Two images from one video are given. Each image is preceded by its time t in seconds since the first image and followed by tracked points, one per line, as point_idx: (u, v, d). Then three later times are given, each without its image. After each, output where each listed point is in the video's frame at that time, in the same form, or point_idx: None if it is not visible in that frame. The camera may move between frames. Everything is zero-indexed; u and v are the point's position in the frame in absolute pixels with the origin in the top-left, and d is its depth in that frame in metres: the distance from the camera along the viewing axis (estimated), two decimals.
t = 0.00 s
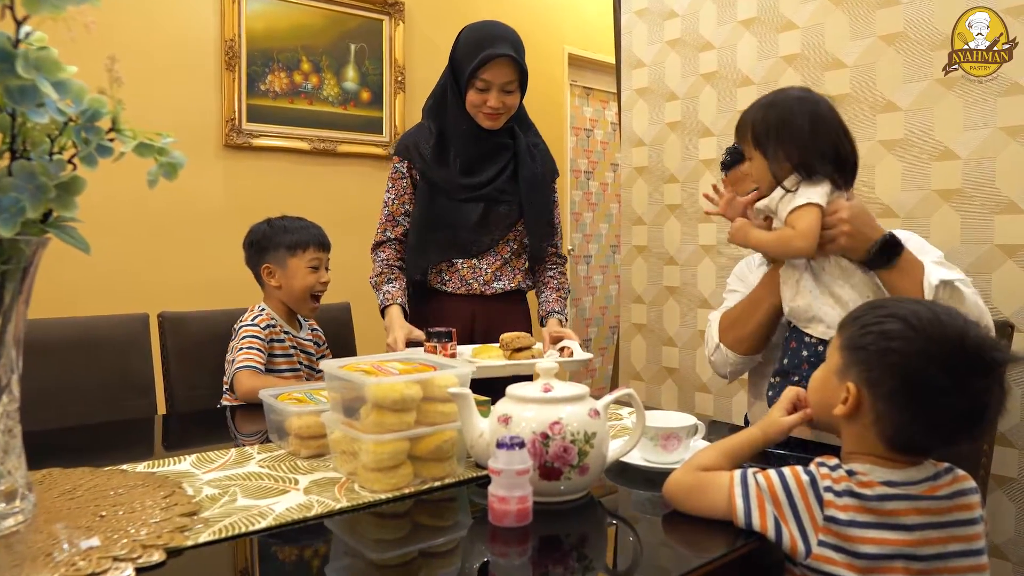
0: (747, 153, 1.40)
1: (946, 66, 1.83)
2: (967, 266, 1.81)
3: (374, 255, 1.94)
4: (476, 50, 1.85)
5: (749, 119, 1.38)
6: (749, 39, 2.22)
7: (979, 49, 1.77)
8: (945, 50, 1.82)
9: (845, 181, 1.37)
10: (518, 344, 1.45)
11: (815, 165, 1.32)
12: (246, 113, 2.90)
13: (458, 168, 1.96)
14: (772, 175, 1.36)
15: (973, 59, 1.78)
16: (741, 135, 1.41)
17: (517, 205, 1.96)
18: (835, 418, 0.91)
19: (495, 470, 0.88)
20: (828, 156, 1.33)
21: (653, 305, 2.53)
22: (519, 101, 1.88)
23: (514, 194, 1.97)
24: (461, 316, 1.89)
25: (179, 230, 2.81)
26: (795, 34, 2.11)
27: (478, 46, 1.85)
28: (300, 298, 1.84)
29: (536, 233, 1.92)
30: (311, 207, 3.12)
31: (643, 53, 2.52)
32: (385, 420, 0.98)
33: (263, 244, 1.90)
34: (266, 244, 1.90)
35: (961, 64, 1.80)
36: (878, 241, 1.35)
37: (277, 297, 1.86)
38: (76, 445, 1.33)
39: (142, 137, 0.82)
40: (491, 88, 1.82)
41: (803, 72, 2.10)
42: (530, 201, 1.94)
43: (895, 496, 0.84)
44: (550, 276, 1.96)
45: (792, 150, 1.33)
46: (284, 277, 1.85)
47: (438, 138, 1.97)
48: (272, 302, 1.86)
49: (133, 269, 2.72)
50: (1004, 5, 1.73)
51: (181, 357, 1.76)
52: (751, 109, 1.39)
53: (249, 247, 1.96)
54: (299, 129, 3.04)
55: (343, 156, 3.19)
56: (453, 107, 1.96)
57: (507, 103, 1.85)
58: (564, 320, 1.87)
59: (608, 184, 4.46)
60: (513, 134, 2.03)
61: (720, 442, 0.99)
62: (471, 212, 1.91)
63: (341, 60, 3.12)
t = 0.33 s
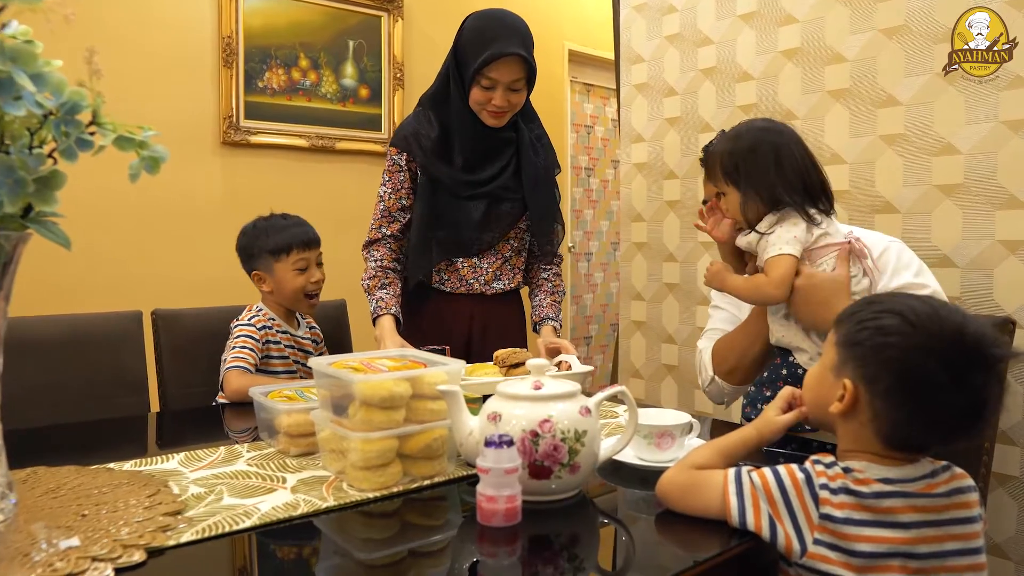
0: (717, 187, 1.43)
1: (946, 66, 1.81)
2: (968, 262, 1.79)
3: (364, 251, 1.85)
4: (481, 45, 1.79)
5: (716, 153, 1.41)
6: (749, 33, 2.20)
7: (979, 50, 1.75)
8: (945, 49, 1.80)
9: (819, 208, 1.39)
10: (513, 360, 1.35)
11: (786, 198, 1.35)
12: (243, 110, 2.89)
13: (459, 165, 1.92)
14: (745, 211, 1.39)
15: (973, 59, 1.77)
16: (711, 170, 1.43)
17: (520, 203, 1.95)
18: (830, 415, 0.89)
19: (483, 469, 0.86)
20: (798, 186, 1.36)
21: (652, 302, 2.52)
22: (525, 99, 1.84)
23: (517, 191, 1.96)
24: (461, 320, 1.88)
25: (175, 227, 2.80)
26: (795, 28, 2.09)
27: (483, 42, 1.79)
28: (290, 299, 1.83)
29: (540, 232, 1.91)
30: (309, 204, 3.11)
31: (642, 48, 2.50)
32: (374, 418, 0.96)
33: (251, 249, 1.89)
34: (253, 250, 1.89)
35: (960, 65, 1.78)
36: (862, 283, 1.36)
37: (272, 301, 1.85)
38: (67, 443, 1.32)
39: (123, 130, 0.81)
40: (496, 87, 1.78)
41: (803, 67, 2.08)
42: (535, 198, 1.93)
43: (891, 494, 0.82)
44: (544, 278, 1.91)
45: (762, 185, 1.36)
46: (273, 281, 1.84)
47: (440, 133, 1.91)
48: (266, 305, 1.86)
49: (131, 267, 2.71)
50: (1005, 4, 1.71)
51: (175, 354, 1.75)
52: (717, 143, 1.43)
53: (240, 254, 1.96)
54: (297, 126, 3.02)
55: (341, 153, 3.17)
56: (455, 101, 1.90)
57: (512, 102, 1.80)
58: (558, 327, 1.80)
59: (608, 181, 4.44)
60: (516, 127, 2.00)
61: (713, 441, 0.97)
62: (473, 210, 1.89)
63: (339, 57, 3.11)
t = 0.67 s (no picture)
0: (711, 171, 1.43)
1: (946, 66, 1.79)
2: (970, 259, 1.77)
3: (353, 249, 1.83)
4: (476, 40, 1.77)
5: (709, 136, 1.42)
6: (749, 29, 2.18)
7: (979, 50, 1.74)
8: (945, 49, 1.79)
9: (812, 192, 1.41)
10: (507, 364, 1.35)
11: (776, 180, 1.36)
12: (242, 107, 2.87)
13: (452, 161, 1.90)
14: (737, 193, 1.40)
15: (973, 59, 1.75)
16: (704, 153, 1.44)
17: (515, 198, 1.93)
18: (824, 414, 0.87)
19: (473, 469, 0.85)
20: (790, 169, 1.36)
21: (652, 299, 2.50)
22: (520, 95, 1.82)
23: (512, 187, 1.94)
24: (455, 319, 1.87)
25: (173, 225, 2.79)
26: (796, 23, 2.07)
27: (479, 37, 1.76)
28: (272, 299, 1.82)
29: (534, 229, 1.89)
30: (308, 201, 3.10)
31: (641, 44, 2.48)
32: (364, 417, 0.95)
33: (234, 247, 1.89)
34: (236, 248, 1.89)
35: (960, 65, 1.77)
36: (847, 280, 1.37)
37: (256, 299, 1.85)
38: (59, 442, 1.31)
39: (105, 124, 0.79)
40: (492, 82, 1.76)
41: (804, 62, 2.07)
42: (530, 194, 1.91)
43: (890, 492, 0.80)
44: (537, 277, 1.91)
45: (754, 166, 1.36)
46: (256, 279, 1.83)
47: (434, 127, 1.89)
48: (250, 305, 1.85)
49: (129, 265, 2.71)
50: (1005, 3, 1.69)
51: (170, 352, 1.74)
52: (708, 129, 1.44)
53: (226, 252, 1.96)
54: (296, 123, 3.01)
55: (340, 150, 3.16)
56: (449, 97, 1.87)
57: (507, 97, 1.79)
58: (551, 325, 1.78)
59: (609, 178, 4.43)
60: (509, 121, 1.99)
61: (708, 441, 0.95)
62: (468, 207, 1.87)
63: (338, 54, 3.09)
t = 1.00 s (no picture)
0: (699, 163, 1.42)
1: (946, 66, 1.78)
2: (974, 262, 1.75)
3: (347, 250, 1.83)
4: (472, 39, 1.76)
5: (698, 126, 1.41)
6: (750, 30, 2.16)
7: (979, 49, 1.72)
8: (945, 49, 1.77)
9: (799, 186, 1.40)
10: (502, 368, 1.36)
11: (760, 175, 1.35)
12: (242, 109, 2.87)
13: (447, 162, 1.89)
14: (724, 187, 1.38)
15: (973, 59, 1.73)
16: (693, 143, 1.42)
17: (510, 200, 1.92)
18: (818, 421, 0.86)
19: (463, 476, 0.83)
20: (775, 162, 1.35)
21: (652, 302, 2.48)
22: (516, 96, 1.81)
23: (506, 188, 1.94)
24: (451, 320, 1.86)
25: (172, 226, 2.78)
26: (797, 23, 2.05)
27: (475, 36, 1.75)
28: (257, 296, 1.81)
29: (527, 231, 1.90)
30: (308, 203, 3.09)
31: (642, 45, 2.47)
32: (354, 422, 0.94)
33: (222, 242, 1.89)
34: (224, 244, 1.89)
35: (961, 64, 1.75)
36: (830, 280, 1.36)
37: (239, 296, 1.84)
38: (51, 445, 1.30)
39: (91, 124, 0.78)
40: (487, 82, 1.75)
41: (805, 63, 2.05)
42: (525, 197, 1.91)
43: (887, 500, 0.78)
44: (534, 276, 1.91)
45: (741, 159, 1.35)
46: (241, 276, 1.83)
47: (429, 128, 1.88)
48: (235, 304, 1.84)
49: (128, 267, 2.70)
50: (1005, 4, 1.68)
51: (165, 355, 1.73)
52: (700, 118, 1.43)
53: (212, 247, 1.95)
54: (296, 125, 3.00)
55: (340, 152, 3.16)
56: (443, 98, 1.86)
57: (502, 97, 1.78)
58: (546, 309, 1.84)
59: (610, 180, 4.42)
60: (504, 122, 1.98)
61: (702, 448, 0.94)
62: (463, 208, 1.86)
63: (338, 55, 3.08)
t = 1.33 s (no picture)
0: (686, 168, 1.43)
1: (946, 66, 1.76)
2: (981, 263, 1.72)
3: (348, 257, 1.83)
4: (467, 38, 1.74)
5: (680, 131, 1.42)
6: (752, 29, 2.14)
7: (979, 49, 1.71)
8: (945, 50, 1.76)
9: (782, 182, 1.39)
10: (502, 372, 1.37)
11: (744, 171, 1.34)
12: (242, 111, 2.86)
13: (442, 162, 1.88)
14: (711, 191, 1.39)
15: (973, 59, 1.72)
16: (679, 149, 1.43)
17: (506, 199, 1.92)
18: (815, 430, 0.83)
19: (455, 482, 0.82)
20: (758, 158, 1.35)
21: (654, 304, 2.47)
22: (510, 94, 1.80)
23: (503, 187, 1.93)
24: (450, 321, 1.84)
25: (173, 229, 2.78)
26: (800, 22, 2.03)
27: (469, 35, 1.74)
28: (256, 298, 1.80)
29: (523, 229, 1.90)
30: (309, 206, 3.09)
31: (644, 45, 2.45)
32: (346, 426, 0.92)
33: (225, 240, 1.87)
34: (228, 241, 1.87)
35: (960, 64, 1.74)
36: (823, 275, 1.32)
37: (236, 296, 1.82)
38: (44, 449, 1.29)
39: (74, 124, 0.76)
40: (483, 81, 1.74)
41: (808, 62, 2.03)
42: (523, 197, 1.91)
43: (888, 510, 0.75)
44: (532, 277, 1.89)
45: (724, 161, 1.35)
46: (242, 276, 1.81)
47: (423, 129, 1.87)
48: (232, 302, 1.82)
49: (129, 270, 2.70)
50: (1004, 4, 1.66)
51: (163, 358, 1.72)
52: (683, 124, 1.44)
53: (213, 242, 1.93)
54: (297, 127, 3.00)
55: (341, 154, 3.15)
56: (437, 98, 1.85)
57: (498, 95, 1.77)
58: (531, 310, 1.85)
59: (614, 182, 4.40)
60: (498, 121, 1.97)
61: (699, 456, 0.92)
62: (461, 208, 1.85)
63: (339, 57, 3.07)
